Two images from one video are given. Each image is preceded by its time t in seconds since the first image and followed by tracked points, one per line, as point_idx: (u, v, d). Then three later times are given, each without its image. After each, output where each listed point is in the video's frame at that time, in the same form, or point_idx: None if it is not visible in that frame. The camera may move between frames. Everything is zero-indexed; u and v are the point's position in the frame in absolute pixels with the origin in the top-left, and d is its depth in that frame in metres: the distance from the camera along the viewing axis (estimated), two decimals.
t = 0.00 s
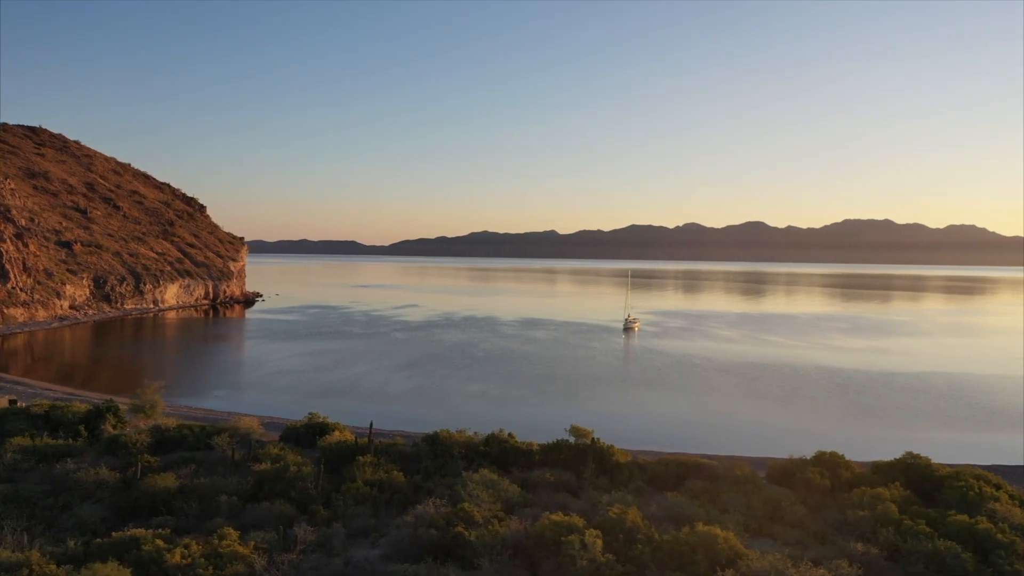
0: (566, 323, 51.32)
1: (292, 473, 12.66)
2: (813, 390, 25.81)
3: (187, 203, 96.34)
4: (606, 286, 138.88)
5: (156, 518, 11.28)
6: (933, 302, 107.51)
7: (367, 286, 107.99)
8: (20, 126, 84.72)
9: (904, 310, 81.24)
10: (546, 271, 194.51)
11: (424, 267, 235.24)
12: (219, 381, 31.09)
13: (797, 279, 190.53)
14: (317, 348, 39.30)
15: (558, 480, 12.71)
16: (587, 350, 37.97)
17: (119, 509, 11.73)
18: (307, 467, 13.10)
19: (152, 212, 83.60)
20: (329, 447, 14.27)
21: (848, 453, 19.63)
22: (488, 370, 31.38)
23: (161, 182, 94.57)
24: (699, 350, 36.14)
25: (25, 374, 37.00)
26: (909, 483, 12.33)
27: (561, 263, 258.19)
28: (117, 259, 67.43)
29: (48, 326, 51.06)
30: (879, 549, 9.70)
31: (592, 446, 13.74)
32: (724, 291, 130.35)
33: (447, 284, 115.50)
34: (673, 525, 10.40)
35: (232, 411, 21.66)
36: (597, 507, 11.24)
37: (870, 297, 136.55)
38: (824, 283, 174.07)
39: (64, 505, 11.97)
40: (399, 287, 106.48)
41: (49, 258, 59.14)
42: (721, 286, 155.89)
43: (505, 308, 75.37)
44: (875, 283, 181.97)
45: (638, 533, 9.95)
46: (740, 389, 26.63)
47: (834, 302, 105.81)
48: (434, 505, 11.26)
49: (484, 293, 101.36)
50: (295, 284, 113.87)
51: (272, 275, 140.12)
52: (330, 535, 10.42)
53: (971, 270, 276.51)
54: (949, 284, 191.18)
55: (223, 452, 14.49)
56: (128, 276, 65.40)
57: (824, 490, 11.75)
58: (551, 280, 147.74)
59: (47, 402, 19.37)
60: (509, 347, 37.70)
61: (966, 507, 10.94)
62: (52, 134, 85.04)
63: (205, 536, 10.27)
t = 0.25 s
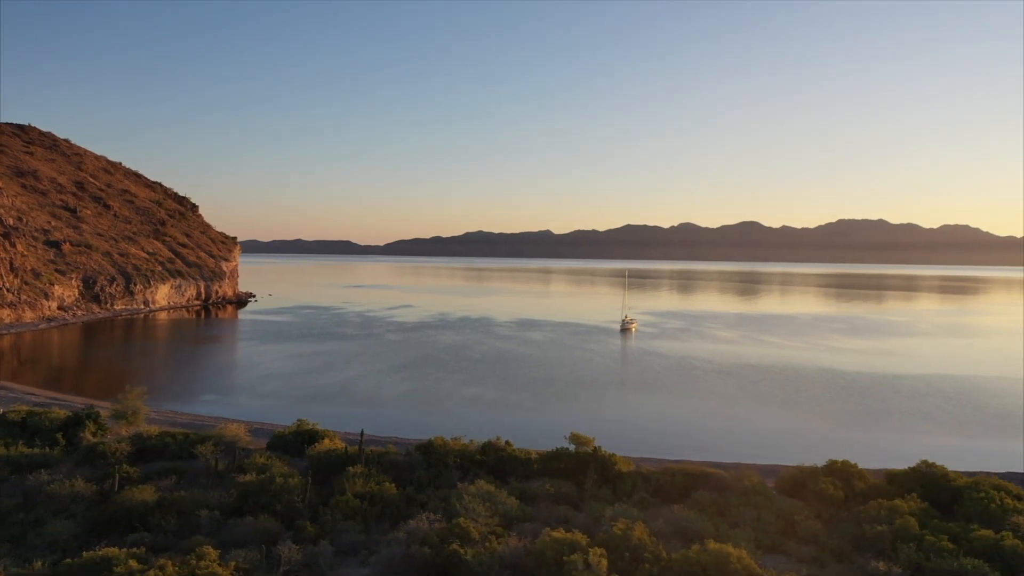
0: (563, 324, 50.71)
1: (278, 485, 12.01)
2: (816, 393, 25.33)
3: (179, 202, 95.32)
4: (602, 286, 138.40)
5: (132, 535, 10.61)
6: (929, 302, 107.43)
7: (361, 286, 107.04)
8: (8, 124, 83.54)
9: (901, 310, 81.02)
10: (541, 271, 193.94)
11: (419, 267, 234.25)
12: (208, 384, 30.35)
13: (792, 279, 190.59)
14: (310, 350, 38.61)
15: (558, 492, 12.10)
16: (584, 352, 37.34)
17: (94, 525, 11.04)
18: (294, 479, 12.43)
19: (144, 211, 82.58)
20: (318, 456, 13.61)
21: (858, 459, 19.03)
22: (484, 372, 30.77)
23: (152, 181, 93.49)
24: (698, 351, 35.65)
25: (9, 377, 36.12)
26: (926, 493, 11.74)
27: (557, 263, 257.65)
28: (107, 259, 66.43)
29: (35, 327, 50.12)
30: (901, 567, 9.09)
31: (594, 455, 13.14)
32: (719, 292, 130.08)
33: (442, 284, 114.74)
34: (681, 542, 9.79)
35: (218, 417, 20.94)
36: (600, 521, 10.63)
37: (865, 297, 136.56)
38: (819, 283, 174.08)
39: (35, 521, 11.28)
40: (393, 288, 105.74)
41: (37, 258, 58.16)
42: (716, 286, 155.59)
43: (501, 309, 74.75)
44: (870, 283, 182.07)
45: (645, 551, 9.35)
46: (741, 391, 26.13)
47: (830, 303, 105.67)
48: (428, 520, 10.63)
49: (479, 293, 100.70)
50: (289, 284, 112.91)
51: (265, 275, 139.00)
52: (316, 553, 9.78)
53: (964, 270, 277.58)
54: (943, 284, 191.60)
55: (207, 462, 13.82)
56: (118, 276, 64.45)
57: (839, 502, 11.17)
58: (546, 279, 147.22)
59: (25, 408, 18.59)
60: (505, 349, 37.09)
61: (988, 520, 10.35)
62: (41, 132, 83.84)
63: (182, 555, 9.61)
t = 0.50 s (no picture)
0: (557, 325, 50.21)
1: (263, 497, 11.43)
2: (816, 395, 24.98)
3: (169, 201, 94.23)
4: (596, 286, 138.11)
5: (106, 552, 10.00)
6: (921, 302, 107.77)
7: (354, 287, 106.26)
8: None
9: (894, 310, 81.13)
10: (535, 271, 193.55)
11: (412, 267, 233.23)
12: (195, 388, 29.65)
13: (785, 279, 191.11)
14: (300, 352, 37.95)
15: (556, 502, 11.58)
16: (579, 353, 36.83)
17: (66, 541, 10.44)
18: (279, 489, 11.85)
19: (133, 210, 81.52)
20: (306, 464, 13.03)
21: (862, 464, 18.57)
22: (479, 375, 30.24)
23: (142, 180, 92.38)
24: (694, 353, 35.28)
25: None
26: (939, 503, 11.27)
27: (550, 263, 257.31)
28: (95, 259, 65.44)
29: (20, 329, 49.16)
30: None
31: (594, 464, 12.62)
32: (713, 292, 130.07)
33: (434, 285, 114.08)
34: (687, 558, 9.28)
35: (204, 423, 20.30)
36: (601, 535, 10.12)
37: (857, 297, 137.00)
38: (811, 283, 174.58)
39: (4, 536, 10.67)
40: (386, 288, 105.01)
41: (23, 258, 57.16)
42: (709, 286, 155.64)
43: (495, 309, 74.25)
44: (862, 283, 182.73)
45: (650, 568, 8.83)
46: (740, 394, 25.75)
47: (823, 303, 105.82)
48: (420, 535, 10.08)
49: (473, 293, 100.20)
50: (280, 284, 111.97)
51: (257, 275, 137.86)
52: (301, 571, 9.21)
53: (955, 270, 279.31)
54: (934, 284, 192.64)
55: (189, 471, 13.23)
56: (106, 276, 63.48)
57: (850, 513, 10.69)
58: (539, 280, 146.85)
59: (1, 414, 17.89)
60: (499, 350, 36.57)
61: (1007, 532, 9.86)
62: (28, 130, 82.61)
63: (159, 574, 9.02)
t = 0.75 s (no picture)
0: (551, 326, 49.63)
1: (243, 511, 10.76)
2: (815, 398, 24.58)
3: (157, 200, 93.00)
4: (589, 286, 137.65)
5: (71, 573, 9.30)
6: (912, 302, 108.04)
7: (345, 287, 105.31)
8: None
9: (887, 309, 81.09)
10: (528, 271, 193.00)
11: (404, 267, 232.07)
12: (180, 390, 28.86)
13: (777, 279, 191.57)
14: (289, 353, 37.21)
15: (555, 516, 10.97)
16: (574, 355, 36.28)
17: (30, 560, 9.74)
18: (261, 503, 11.18)
19: (120, 209, 80.29)
20: (290, 476, 12.36)
21: (869, 470, 18.05)
22: (472, 377, 29.62)
23: (129, 179, 91.09)
24: (690, 354, 34.83)
25: None
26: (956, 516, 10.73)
27: (543, 263, 256.81)
28: (81, 259, 64.31)
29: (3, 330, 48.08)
30: None
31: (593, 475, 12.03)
32: (706, 292, 129.93)
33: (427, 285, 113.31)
34: None
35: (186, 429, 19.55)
36: (603, 553, 9.53)
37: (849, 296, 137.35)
38: (803, 283, 175.06)
39: None
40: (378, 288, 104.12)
41: (7, 258, 56.02)
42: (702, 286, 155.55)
43: (487, 309, 73.64)
44: (854, 283, 183.31)
45: None
46: (739, 396, 25.28)
47: (816, 303, 105.82)
48: (409, 554, 9.44)
49: (465, 293, 99.50)
50: (271, 284, 110.80)
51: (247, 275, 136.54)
52: None
53: (944, 270, 281.17)
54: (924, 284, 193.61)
55: (166, 483, 12.54)
56: (92, 277, 62.36)
57: (864, 527, 10.16)
58: (532, 279, 146.35)
59: None
60: (493, 352, 36.00)
61: None
62: (13, 128, 81.22)
63: None
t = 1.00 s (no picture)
0: (545, 326, 49.11)
1: (224, 525, 10.15)
2: (814, 399, 24.22)
3: (146, 199, 91.83)
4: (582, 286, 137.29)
5: None
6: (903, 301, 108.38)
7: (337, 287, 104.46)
8: None
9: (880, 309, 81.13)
10: (521, 271, 192.50)
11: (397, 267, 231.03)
12: (166, 393, 28.14)
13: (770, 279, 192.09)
14: (279, 355, 36.53)
15: (553, 530, 10.42)
16: (569, 356, 35.83)
17: None
18: (243, 517, 10.57)
19: (107, 208, 79.14)
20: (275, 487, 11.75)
21: (874, 474, 17.58)
22: (465, 379, 29.08)
23: (117, 177, 89.88)
24: (685, 355, 34.44)
25: None
26: (973, 528, 10.29)
27: (536, 263, 256.30)
28: (68, 259, 63.26)
29: None
30: None
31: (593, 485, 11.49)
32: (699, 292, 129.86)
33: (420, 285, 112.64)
34: None
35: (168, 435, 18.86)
36: (605, 570, 8.99)
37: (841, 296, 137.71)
38: (795, 283, 175.52)
39: None
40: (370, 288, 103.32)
41: None
42: (695, 286, 155.57)
43: (481, 310, 73.09)
44: (845, 283, 183.97)
45: None
46: (737, 398, 24.88)
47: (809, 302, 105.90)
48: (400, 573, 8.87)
49: (458, 294, 98.89)
50: (262, 285, 109.73)
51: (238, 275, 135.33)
52: None
53: (935, 270, 282.81)
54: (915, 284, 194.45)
55: (145, 495, 11.92)
56: (79, 277, 61.34)
57: (878, 540, 9.70)
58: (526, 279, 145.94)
59: None
60: (486, 353, 35.47)
61: None
62: None
63: None
